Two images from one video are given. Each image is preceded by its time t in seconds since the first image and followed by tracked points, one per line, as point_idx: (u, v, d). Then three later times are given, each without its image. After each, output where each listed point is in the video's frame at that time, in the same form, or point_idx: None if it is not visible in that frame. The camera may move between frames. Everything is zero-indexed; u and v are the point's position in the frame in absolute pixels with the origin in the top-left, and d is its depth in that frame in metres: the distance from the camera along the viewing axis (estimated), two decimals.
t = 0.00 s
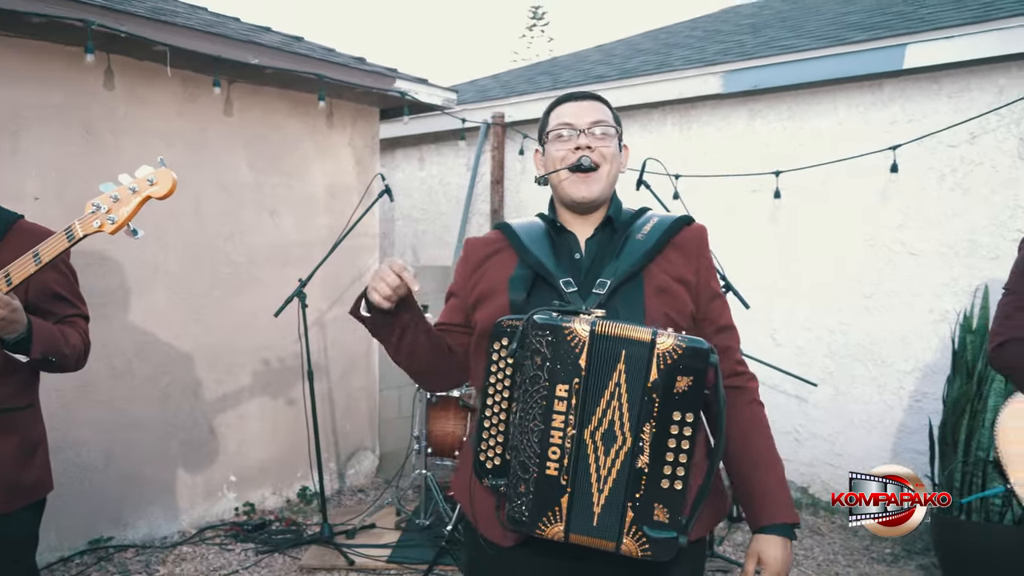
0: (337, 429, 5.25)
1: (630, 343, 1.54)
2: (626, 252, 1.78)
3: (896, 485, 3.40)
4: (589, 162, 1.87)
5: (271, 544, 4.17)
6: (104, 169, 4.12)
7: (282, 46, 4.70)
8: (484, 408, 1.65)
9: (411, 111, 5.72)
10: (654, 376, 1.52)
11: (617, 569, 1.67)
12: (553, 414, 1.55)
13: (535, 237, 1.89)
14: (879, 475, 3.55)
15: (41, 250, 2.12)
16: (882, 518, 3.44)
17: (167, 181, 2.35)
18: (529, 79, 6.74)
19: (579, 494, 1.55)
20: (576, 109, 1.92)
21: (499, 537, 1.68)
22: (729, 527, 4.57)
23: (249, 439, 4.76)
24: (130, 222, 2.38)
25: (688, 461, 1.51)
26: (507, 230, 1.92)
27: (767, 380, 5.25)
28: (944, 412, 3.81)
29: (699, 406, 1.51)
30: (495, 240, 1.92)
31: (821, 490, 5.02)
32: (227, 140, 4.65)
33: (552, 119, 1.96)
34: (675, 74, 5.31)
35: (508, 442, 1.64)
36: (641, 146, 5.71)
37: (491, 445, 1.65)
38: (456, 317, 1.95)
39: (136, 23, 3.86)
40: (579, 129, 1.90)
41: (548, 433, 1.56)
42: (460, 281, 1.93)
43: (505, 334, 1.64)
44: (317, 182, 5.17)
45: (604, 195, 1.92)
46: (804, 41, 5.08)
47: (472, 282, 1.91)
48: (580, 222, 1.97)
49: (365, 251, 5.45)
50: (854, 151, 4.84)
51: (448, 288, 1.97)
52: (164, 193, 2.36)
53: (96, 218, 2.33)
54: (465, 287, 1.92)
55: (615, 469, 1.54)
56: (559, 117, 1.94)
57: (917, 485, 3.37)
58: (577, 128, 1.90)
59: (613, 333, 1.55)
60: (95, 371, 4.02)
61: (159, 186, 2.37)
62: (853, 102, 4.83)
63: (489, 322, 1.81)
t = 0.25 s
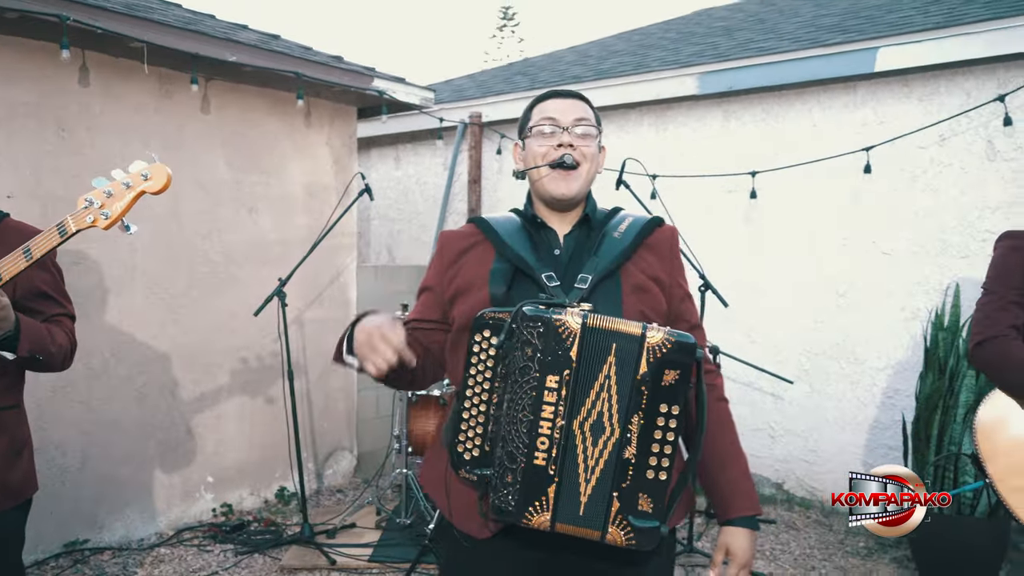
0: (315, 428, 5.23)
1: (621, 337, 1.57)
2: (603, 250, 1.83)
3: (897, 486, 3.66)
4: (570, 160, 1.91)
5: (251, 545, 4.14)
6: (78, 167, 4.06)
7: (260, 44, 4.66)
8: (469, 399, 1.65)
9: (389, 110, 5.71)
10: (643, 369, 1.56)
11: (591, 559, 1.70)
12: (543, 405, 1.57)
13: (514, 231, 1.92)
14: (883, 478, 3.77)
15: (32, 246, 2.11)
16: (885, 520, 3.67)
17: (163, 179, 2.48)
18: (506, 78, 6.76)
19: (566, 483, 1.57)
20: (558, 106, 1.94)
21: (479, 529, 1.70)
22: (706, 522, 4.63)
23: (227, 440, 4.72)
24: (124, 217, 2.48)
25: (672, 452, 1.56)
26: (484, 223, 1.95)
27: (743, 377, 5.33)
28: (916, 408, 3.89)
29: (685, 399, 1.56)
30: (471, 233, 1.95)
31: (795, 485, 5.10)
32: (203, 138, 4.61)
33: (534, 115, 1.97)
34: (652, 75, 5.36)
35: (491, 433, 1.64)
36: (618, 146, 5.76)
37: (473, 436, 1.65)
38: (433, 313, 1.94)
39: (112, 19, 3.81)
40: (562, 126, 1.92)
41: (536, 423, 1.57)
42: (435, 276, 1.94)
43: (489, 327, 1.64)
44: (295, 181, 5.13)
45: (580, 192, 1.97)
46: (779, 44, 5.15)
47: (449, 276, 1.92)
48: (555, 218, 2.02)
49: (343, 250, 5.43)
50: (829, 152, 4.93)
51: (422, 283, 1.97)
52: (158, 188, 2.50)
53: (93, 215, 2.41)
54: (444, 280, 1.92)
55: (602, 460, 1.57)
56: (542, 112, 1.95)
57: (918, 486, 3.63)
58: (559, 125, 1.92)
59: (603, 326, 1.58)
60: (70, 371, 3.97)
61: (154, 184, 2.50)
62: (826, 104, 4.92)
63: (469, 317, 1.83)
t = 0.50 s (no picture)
0: (298, 427, 5.23)
1: (598, 329, 1.60)
2: (568, 248, 1.87)
3: (897, 486, 3.35)
4: (537, 159, 1.92)
5: (235, 543, 4.14)
6: (60, 165, 4.04)
7: (243, 42, 4.66)
8: (442, 391, 1.64)
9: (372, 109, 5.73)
10: (619, 361, 1.59)
11: (561, 546, 1.71)
12: (522, 395, 1.59)
13: (481, 228, 1.90)
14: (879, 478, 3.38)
15: (34, 243, 2.14)
16: (882, 518, 3.49)
17: (165, 176, 2.52)
18: (487, 79, 6.79)
19: (541, 473, 1.58)
20: (524, 107, 1.96)
21: (448, 519, 1.70)
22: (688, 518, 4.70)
23: (210, 439, 4.71)
24: (125, 214, 2.51)
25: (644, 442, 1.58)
26: (449, 220, 1.91)
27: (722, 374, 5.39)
28: (892, 403, 3.99)
29: (658, 390, 1.59)
30: (438, 230, 1.90)
31: (774, 481, 5.18)
32: (185, 136, 4.59)
33: (500, 115, 1.98)
34: (633, 76, 5.41)
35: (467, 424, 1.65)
36: (598, 145, 5.81)
37: (445, 427, 1.64)
38: (399, 317, 1.85)
39: (94, 17, 3.79)
40: (528, 126, 1.93)
41: (514, 414, 1.59)
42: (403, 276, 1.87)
43: (462, 319, 1.64)
44: (276, 180, 5.13)
45: (546, 191, 1.97)
46: (758, 46, 5.23)
47: (420, 272, 1.86)
48: (521, 215, 2.01)
49: (326, 249, 5.43)
50: (806, 153, 5.01)
51: (390, 281, 1.89)
52: (159, 185, 2.54)
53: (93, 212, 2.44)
54: (411, 281, 1.86)
55: (577, 449, 1.58)
56: (509, 113, 1.97)
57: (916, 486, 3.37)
58: (525, 125, 1.93)
59: (580, 320, 1.61)
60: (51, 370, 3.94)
61: (156, 182, 2.53)
62: (803, 105, 5.01)
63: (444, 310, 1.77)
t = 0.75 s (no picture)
0: (295, 426, 5.27)
1: (576, 328, 1.58)
2: (539, 247, 1.88)
3: (897, 486, 3.40)
4: (506, 160, 1.91)
5: (235, 540, 4.18)
6: (59, 166, 4.06)
7: (240, 44, 4.69)
8: (423, 390, 1.63)
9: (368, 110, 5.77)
10: (596, 359, 1.57)
11: (539, 537, 1.71)
12: (503, 393, 1.58)
13: (453, 229, 1.89)
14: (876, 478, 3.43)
15: (50, 243, 2.25)
16: (882, 517, 3.61)
17: (181, 177, 2.57)
18: (480, 79, 6.84)
19: (522, 468, 1.57)
20: (490, 109, 1.95)
21: (429, 512, 1.70)
22: (682, 514, 4.76)
23: (209, 437, 4.75)
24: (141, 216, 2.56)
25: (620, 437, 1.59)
26: (422, 221, 1.90)
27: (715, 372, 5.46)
28: (883, 400, 4.06)
29: (633, 386, 1.59)
30: (413, 232, 1.90)
31: (766, 477, 5.26)
32: (183, 136, 4.62)
33: (465, 118, 1.97)
34: (626, 78, 5.47)
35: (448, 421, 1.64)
36: (591, 146, 5.87)
37: (427, 424, 1.63)
38: (376, 320, 1.88)
39: (95, 18, 3.82)
40: (494, 129, 1.92)
41: (494, 413, 1.58)
42: (378, 279, 1.88)
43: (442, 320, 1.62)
44: (273, 180, 5.16)
45: (516, 191, 1.97)
46: (750, 48, 5.30)
47: (396, 275, 1.87)
48: (492, 215, 2.01)
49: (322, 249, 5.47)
50: (798, 153, 5.09)
51: (365, 285, 1.90)
52: (175, 188, 2.59)
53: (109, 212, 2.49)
54: (386, 285, 1.87)
55: (557, 445, 1.57)
56: (475, 116, 1.96)
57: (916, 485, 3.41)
58: (491, 128, 1.92)
59: (557, 319, 1.59)
60: (52, 369, 3.97)
61: (172, 183, 2.59)
62: (794, 106, 5.08)
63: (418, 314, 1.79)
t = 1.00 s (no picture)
0: (297, 424, 5.32)
1: (546, 331, 1.57)
2: (517, 246, 1.88)
3: (897, 486, 3.59)
4: (475, 165, 1.95)
5: (240, 537, 4.24)
6: (65, 167, 4.12)
7: (243, 46, 4.75)
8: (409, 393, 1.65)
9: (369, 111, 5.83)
10: (568, 359, 1.57)
11: (522, 531, 1.68)
12: (480, 396, 1.58)
13: (432, 232, 1.91)
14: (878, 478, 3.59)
15: (71, 245, 2.33)
16: (883, 518, 3.72)
17: (198, 181, 2.62)
18: (479, 81, 6.90)
19: (502, 465, 1.57)
20: (458, 118, 2.00)
21: (423, 509, 1.70)
22: (679, 510, 4.83)
23: (212, 435, 4.80)
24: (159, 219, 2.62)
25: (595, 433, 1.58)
26: (405, 225, 1.93)
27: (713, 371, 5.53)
28: (877, 398, 4.13)
29: (604, 382, 1.58)
30: (396, 238, 1.92)
31: (763, 474, 5.33)
32: (187, 137, 4.68)
33: (435, 130, 2.02)
34: (624, 80, 5.54)
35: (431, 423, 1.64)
36: (590, 147, 5.94)
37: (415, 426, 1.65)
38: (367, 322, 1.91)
39: (101, 22, 3.88)
40: (463, 136, 1.97)
41: (471, 415, 1.58)
42: (366, 282, 1.90)
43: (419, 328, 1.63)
44: (275, 181, 5.22)
45: (490, 194, 2.00)
46: (746, 51, 5.37)
47: (383, 278, 1.89)
48: (472, 220, 2.04)
49: (323, 250, 5.52)
50: (793, 155, 5.16)
51: (352, 287, 1.92)
52: (193, 191, 2.65)
53: (129, 216, 2.56)
54: (375, 288, 1.89)
55: (534, 442, 1.57)
56: (443, 127, 2.01)
57: (915, 485, 3.58)
58: (460, 135, 1.97)
59: (527, 322, 1.59)
60: (58, 367, 4.03)
61: (190, 187, 2.64)
62: (790, 108, 5.16)
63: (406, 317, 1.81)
